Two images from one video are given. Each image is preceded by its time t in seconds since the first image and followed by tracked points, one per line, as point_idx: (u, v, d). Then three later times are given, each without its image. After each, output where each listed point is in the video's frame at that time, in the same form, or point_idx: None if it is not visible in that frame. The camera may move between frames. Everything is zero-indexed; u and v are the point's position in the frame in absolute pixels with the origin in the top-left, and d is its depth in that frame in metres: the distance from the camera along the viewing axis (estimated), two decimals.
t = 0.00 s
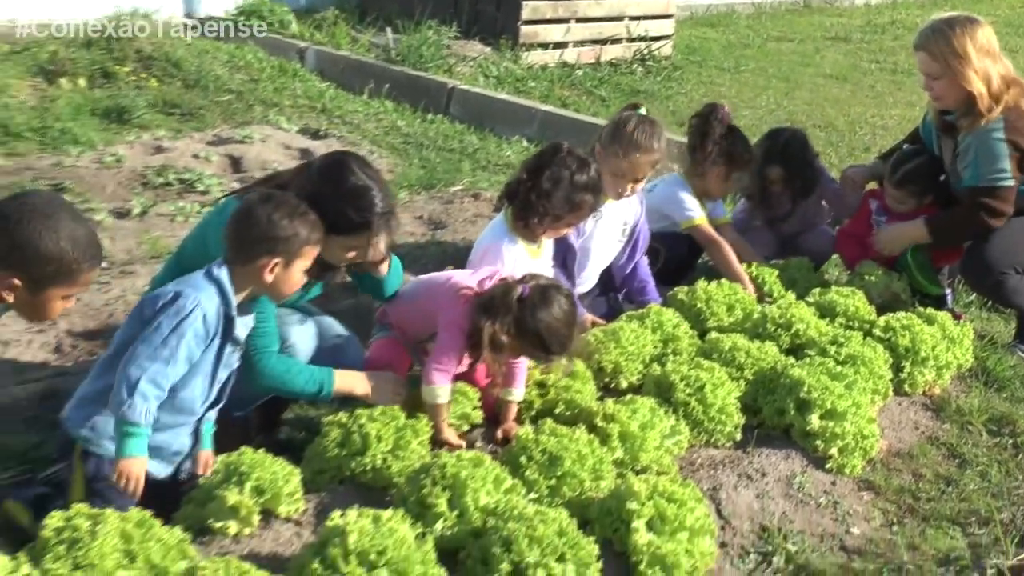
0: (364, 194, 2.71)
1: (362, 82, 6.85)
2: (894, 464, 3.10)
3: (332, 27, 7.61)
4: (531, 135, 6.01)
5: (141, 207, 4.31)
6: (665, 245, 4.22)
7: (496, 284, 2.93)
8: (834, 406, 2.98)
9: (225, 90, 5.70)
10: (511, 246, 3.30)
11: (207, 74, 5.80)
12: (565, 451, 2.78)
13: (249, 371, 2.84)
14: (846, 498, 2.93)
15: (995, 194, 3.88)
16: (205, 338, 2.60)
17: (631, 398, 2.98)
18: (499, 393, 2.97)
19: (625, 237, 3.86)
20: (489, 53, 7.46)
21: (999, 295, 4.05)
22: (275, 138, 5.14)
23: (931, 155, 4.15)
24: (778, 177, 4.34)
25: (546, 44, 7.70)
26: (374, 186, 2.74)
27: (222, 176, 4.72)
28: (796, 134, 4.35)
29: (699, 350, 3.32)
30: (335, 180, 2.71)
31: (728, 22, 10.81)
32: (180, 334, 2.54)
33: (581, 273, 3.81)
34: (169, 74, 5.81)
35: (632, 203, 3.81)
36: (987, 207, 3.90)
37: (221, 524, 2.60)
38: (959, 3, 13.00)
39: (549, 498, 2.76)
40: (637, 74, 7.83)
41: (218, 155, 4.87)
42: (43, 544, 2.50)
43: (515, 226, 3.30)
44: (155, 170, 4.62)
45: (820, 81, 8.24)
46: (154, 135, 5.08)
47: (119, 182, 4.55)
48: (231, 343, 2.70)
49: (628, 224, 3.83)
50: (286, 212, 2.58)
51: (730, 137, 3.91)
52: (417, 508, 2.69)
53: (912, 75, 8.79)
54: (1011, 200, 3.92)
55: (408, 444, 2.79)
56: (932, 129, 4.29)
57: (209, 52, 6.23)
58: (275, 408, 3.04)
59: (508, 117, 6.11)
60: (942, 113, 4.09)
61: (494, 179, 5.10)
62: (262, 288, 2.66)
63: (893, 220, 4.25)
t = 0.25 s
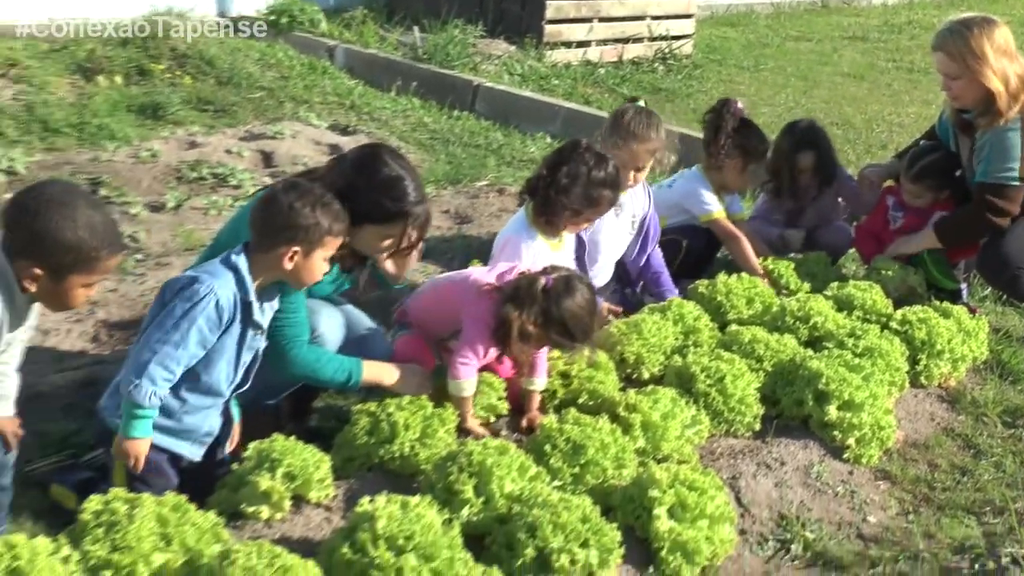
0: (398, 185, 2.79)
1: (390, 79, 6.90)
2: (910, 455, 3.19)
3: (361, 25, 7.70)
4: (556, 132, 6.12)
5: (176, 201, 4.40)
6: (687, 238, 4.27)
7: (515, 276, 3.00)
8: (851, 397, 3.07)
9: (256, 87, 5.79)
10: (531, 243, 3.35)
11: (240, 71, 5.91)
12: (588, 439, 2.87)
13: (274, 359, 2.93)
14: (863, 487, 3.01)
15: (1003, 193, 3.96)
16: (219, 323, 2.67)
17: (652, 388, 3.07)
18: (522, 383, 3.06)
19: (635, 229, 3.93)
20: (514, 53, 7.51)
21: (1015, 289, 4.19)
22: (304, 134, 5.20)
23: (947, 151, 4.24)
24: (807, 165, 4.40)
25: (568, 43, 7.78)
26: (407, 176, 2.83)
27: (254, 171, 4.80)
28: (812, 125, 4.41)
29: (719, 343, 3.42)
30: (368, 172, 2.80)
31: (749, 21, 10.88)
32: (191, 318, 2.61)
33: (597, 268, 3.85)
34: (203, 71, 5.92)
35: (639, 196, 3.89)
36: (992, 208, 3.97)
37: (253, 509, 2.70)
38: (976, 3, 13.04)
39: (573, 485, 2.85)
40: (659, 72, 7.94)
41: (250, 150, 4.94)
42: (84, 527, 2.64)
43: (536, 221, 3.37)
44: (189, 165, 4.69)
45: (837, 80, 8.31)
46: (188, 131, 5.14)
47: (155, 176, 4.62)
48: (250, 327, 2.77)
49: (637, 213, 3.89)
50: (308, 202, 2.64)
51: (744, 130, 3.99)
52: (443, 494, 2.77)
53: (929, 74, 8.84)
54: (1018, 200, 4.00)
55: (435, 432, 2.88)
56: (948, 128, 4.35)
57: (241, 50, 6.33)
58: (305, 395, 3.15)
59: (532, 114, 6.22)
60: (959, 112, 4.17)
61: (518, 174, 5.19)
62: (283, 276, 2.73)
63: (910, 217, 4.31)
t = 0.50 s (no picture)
0: (422, 172, 2.86)
1: (413, 69, 7.13)
2: (922, 437, 3.32)
3: (385, 16, 7.83)
4: (575, 120, 6.27)
5: (204, 187, 4.47)
6: (702, 222, 4.32)
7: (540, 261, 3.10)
8: (865, 380, 3.19)
9: (283, 76, 5.89)
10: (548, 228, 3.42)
11: (267, 61, 6.03)
12: (607, 421, 2.94)
13: (301, 342, 3.03)
14: (876, 468, 3.15)
15: (1002, 182, 4.04)
16: (234, 305, 2.71)
17: (670, 371, 3.15)
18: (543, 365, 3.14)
19: (638, 211, 3.99)
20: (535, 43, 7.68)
21: None
22: (330, 122, 5.32)
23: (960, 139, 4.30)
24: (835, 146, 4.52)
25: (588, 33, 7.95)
26: (432, 164, 2.89)
27: (280, 158, 4.86)
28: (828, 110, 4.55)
29: (735, 327, 3.51)
30: (394, 159, 2.87)
31: (765, 12, 10.96)
32: (206, 301, 2.66)
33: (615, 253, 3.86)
34: (230, 61, 6.08)
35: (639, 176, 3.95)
36: (989, 194, 4.05)
37: (280, 487, 2.77)
38: None
39: (592, 465, 2.92)
40: (676, 62, 8.09)
41: (277, 138, 5.01)
42: (116, 504, 2.73)
43: (555, 208, 3.43)
44: (217, 152, 4.77)
45: (852, 70, 8.39)
46: (217, 119, 5.23)
47: (184, 163, 4.70)
48: (269, 307, 2.83)
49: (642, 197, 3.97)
50: (325, 185, 2.70)
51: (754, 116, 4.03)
52: (466, 474, 2.84)
53: (941, 64, 8.91)
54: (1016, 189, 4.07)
55: (458, 413, 2.96)
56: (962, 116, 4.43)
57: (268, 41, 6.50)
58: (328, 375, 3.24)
59: (553, 104, 6.39)
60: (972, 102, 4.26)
61: (539, 162, 5.28)
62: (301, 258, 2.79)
63: (924, 203, 4.41)
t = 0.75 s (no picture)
0: (442, 161, 2.94)
1: (432, 58, 7.22)
2: (930, 421, 3.40)
3: (405, 6, 7.91)
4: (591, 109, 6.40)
5: (228, 172, 4.56)
6: (714, 207, 4.37)
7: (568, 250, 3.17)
8: (875, 364, 3.27)
9: (305, 65, 5.96)
10: (564, 213, 3.53)
11: (289, 50, 6.08)
12: (621, 404, 3.01)
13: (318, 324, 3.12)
14: (885, 451, 3.24)
15: (1017, 163, 4.06)
16: (258, 284, 2.78)
17: (684, 355, 3.22)
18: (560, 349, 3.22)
19: (645, 194, 4.03)
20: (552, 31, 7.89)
21: None
22: (350, 112, 5.36)
23: (967, 128, 4.35)
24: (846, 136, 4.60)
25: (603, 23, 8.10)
26: (452, 153, 2.96)
27: (302, 145, 4.98)
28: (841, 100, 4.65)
29: (747, 311, 3.58)
30: (416, 147, 2.94)
31: (780, 3, 11.02)
32: (232, 280, 2.73)
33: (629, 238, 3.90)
34: (255, 50, 6.12)
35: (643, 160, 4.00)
36: (1005, 177, 4.07)
37: (302, 466, 2.85)
38: None
39: (607, 446, 3.00)
40: (688, 52, 8.14)
41: (299, 125, 5.11)
42: (143, 482, 2.81)
43: (571, 197, 3.51)
44: (241, 138, 4.87)
45: (862, 60, 8.45)
46: (241, 107, 5.36)
47: (209, 149, 4.81)
48: (292, 285, 2.90)
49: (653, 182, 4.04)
50: (348, 167, 2.76)
51: (765, 103, 4.10)
52: (483, 454, 2.92)
53: (950, 54, 8.95)
54: None
55: (476, 395, 3.06)
56: (968, 106, 4.51)
57: (292, 30, 6.52)
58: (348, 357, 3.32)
59: (569, 92, 6.54)
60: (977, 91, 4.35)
61: (555, 150, 5.38)
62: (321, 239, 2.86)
63: (933, 189, 4.45)
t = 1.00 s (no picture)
0: (463, 152, 3.07)
1: (452, 56, 7.38)
2: (940, 413, 3.48)
3: (425, 3, 8.13)
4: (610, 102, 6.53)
5: (253, 166, 4.71)
6: (728, 201, 4.50)
7: (592, 249, 3.28)
8: (886, 357, 3.33)
9: (328, 62, 6.16)
10: (582, 211, 3.60)
11: (313, 47, 6.29)
12: (637, 395, 3.10)
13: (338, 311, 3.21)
14: (895, 443, 3.30)
15: None
16: (293, 272, 2.91)
17: (698, 347, 3.30)
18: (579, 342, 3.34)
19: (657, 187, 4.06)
20: (568, 31, 8.07)
21: None
22: (374, 106, 5.61)
23: (978, 126, 4.40)
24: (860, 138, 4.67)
25: (620, 22, 8.28)
26: (472, 144, 3.10)
27: (326, 139, 5.13)
28: (857, 100, 4.69)
29: (761, 305, 3.67)
30: (438, 140, 3.08)
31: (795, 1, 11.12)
32: (269, 269, 2.84)
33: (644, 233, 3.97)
34: (278, 47, 6.34)
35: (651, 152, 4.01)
36: (1017, 174, 4.14)
37: (326, 453, 2.94)
38: None
39: (622, 436, 3.08)
40: (704, 50, 8.33)
41: (322, 120, 5.32)
42: (172, 468, 2.90)
43: (588, 196, 3.57)
44: (266, 134, 5.04)
45: (873, 59, 8.52)
46: (264, 102, 5.53)
47: (234, 144, 4.96)
48: (323, 273, 3.03)
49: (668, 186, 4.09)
50: (375, 160, 2.91)
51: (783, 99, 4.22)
52: (502, 443, 3.01)
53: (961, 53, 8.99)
54: None
55: (495, 384, 3.15)
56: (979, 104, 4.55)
57: (315, 28, 6.79)
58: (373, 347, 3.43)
59: (586, 89, 6.67)
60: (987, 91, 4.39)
61: (572, 146, 5.52)
62: (349, 229, 3.00)
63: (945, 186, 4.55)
